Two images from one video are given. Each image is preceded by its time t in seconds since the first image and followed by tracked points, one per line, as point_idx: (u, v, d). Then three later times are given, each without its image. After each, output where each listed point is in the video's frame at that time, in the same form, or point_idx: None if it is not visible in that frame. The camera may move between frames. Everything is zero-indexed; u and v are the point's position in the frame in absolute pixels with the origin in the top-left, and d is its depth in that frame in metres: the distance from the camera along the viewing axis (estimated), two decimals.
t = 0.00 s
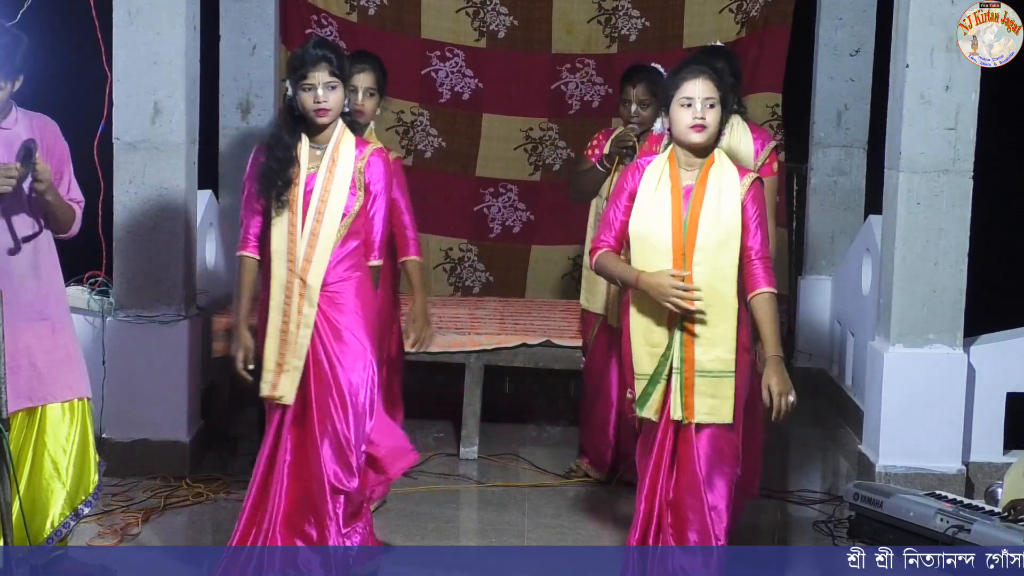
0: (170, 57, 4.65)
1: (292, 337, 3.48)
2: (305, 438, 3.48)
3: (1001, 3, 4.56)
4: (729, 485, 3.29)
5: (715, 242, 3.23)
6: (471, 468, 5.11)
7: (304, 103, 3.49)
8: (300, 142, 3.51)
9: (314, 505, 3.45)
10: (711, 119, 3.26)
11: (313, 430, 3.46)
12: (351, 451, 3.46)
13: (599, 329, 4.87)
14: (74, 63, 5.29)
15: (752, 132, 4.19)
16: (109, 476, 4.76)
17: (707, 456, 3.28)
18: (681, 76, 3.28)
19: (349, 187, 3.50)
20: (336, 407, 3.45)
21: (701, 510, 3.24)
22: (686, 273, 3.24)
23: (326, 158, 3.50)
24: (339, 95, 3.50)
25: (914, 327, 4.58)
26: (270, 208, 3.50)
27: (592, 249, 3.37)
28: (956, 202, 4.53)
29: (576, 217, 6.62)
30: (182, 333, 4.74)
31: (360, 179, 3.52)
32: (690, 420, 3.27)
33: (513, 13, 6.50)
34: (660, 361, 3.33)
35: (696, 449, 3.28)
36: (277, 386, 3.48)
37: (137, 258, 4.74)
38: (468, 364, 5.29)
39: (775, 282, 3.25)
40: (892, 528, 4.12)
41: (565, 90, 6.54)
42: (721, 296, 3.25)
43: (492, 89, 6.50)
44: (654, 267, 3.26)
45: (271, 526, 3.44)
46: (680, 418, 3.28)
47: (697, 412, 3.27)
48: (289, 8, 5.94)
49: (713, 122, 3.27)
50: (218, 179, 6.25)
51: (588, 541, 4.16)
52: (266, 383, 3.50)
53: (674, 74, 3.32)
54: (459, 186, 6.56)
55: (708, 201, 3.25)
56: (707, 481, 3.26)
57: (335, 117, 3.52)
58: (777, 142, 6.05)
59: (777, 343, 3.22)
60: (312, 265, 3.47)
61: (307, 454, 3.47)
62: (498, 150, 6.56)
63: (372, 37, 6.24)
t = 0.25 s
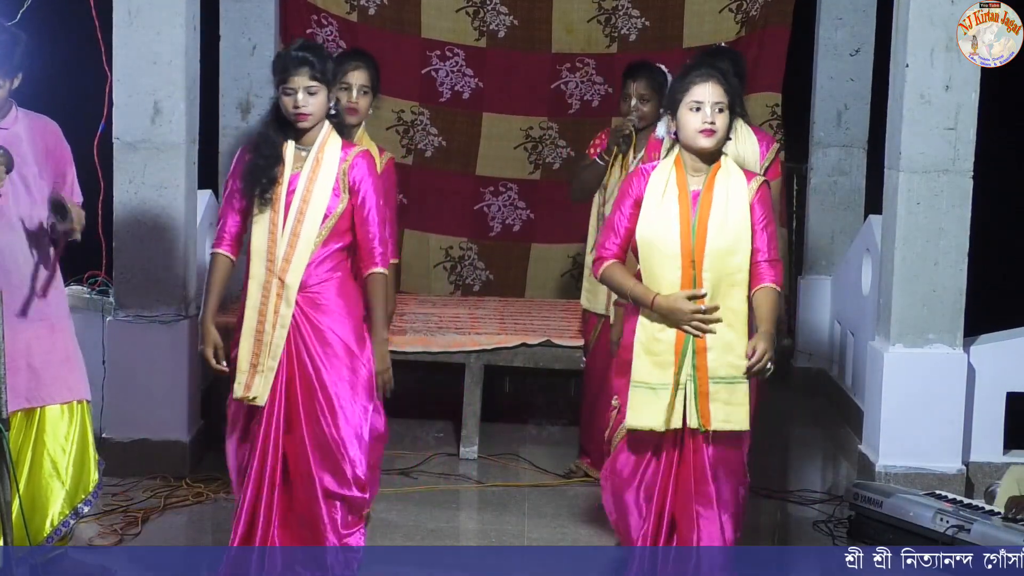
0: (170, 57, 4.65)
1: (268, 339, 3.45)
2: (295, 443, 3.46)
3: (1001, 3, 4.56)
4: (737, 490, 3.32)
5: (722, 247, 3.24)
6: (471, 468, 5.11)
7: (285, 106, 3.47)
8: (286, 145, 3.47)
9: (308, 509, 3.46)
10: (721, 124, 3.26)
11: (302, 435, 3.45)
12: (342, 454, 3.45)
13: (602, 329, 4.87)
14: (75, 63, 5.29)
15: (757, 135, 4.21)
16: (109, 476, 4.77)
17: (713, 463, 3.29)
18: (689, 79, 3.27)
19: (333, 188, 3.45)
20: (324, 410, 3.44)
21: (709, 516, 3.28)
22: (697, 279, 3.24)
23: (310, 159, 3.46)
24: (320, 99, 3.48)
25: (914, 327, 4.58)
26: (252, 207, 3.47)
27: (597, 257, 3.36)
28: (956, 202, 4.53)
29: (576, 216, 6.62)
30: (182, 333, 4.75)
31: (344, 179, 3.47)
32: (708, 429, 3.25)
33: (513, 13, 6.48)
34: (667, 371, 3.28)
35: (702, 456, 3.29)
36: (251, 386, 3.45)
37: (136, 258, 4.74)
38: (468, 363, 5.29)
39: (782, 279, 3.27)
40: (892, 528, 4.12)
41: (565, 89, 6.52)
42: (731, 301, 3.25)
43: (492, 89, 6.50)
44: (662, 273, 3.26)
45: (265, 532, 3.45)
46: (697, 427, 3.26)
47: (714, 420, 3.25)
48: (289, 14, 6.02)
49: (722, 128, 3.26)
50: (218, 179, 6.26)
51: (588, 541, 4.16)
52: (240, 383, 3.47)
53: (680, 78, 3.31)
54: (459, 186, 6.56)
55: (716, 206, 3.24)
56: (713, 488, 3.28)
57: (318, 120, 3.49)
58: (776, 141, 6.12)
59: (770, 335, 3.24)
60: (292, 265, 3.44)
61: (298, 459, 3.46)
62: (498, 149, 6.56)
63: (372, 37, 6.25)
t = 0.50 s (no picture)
0: (170, 57, 4.65)
1: (263, 339, 3.44)
2: (284, 444, 3.46)
3: (1001, 3, 4.56)
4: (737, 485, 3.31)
5: (721, 243, 3.24)
6: (471, 468, 5.11)
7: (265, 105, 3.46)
8: (272, 143, 3.48)
9: (296, 509, 3.47)
10: (722, 121, 3.26)
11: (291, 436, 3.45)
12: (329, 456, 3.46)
13: (602, 329, 4.88)
14: (75, 63, 5.29)
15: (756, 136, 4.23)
16: (109, 476, 4.76)
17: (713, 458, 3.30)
18: (691, 74, 3.27)
19: (319, 184, 3.44)
20: (312, 412, 3.44)
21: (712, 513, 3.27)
22: (692, 272, 3.24)
23: (296, 155, 3.45)
24: (299, 98, 3.44)
25: (914, 327, 4.58)
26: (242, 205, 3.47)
27: (597, 249, 3.34)
28: (956, 202, 4.53)
29: (576, 216, 6.62)
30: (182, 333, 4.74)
31: (332, 173, 3.46)
32: (696, 423, 3.27)
33: (513, 13, 6.48)
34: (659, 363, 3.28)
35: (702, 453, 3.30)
36: (254, 390, 3.42)
37: (137, 258, 4.73)
38: (468, 363, 5.29)
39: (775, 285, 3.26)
40: (892, 528, 4.12)
41: (564, 89, 6.52)
42: (724, 296, 3.25)
43: (492, 88, 6.50)
44: (658, 267, 3.26)
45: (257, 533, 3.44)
46: (686, 421, 3.27)
47: (703, 415, 3.26)
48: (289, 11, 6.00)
49: (723, 125, 3.27)
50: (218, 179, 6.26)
51: (587, 541, 4.16)
52: (242, 387, 3.44)
53: (682, 72, 3.31)
54: (459, 186, 6.56)
55: (715, 200, 3.25)
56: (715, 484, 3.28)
57: (298, 119, 3.46)
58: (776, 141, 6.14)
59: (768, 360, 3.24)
60: (282, 263, 3.43)
61: (286, 459, 3.46)
62: (498, 149, 6.56)
63: (372, 37, 6.25)
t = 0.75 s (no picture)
0: (170, 57, 4.65)
1: (257, 339, 3.43)
2: (279, 445, 3.46)
3: (1001, 3, 4.55)
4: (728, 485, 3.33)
5: (720, 242, 3.25)
6: (471, 468, 5.11)
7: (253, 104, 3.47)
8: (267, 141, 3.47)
9: (291, 510, 3.47)
10: (718, 120, 3.26)
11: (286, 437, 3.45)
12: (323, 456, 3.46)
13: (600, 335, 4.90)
14: (74, 63, 5.29)
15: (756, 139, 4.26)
16: (109, 477, 4.76)
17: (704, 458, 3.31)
18: (689, 73, 3.28)
19: (314, 185, 3.45)
20: (307, 413, 3.45)
21: (704, 513, 3.27)
22: (691, 271, 3.24)
23: (291, 155, 3.45)
24: (282, 98, 3.42)
25: (914, 327, 4.58)
26: (236, 204, 3.46)
27: (593, 246, 3.33)
28: (956, 202, 4.53)
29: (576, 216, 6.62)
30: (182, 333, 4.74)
31: (326, 175, 3.47)
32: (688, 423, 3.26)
33: (513, 12, 6.47)
34: (654, 362, 3.28)
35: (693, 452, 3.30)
36: (243, 390, 3.42)
37: (136, 259, 4.73)
38: (468, 363, 5.29)
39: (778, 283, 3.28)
40: (892, 527, 4.12)
41: (564, 88, 6.51)
42: (722, 295, 3.25)
43: (492, 88, 6.50)
44: (656, 265, 3.26)
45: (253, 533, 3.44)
46: (679, 420, 3.27)
47: (695, 414, 3.26)
48: (289, 13, 6.00)
49: (720, 123, 3.27)
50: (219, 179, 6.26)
51: (587, 541, 4.16)
52: (231, 387, 3.43)
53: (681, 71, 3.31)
54: (459, 185, 6.56)
55: (716, 198, 3.25)
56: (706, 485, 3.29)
57: (283, 120, 3.45)
58: (776, 141, 6.14)
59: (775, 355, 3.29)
60: (276, 264, 3.42)
61: (281, 460, 3.46)
62: (498, 148, 6.56)
63: (371, 37, 6.25)
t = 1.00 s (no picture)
0: (170, 57, 4.65)
1: (263, 344, 3.44)
2: (285, 446, 3.45)
3: (1001, 3, 4.56)
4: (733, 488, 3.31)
5: (722, 245, 3.24)
6: (471, 468, 5.11)
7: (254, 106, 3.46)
8: (270, 145, 3.46)
9: (297, 511, 3.45)
10: (717, 124, 3.28)
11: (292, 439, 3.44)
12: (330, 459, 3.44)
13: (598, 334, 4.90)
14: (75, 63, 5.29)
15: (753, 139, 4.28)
16: (109, 477, 4.76)
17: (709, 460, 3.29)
18: (690, 76, 3.30)
19: (318, 188, 3.44)
20: (313, 415, 3.43)
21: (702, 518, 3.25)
22: (693, 276, 3.25)
23: (294, 160, 3.44)
24: (282, 100, 3.41)
25: (914, 327, 4.58)
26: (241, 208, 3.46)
27: (597, 250, 3.33)
28: (956, 202, 4.53)
29: (575, 216, 6.62)
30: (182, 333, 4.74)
31: (329, 178, 3.45)
32: (696, 426, 3.27)
33: (513, 13, 6.47)
34: (660, 367, 3.29)
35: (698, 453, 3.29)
36: (250, 394, 3.42)
37: (136, 258, 4.73)
38: (468, 364, 5.30)
39: (783, 284, 3.25)
40: (892, 527, 4.12)
41: (564, 88, 6.51)
42: (725, 298, 3.26)
43: (492, 88, 6.50)
44: (661, 269, 3.26)
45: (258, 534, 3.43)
46: (686, 423, 3.28)
47: (703, 417, 3.26)
48: (288, 15, 6.02)
49: (718, 127, 3.28)
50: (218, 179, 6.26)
51: (587, 540, 4.16)
52: (237, 391, 3.43)
53: (683, 74, 3.33)
54: (459, 185, 6.56)
55: (717, 202, 3.24)
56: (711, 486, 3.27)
57: (283, 123, 3.43)
58: (776, 141, 6.15)
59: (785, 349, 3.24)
60: (281, 269, 3.42)
61: (288, 462, 3.45)
62: (498, 148, 6.56)
63: (371, 38, 6.26)
